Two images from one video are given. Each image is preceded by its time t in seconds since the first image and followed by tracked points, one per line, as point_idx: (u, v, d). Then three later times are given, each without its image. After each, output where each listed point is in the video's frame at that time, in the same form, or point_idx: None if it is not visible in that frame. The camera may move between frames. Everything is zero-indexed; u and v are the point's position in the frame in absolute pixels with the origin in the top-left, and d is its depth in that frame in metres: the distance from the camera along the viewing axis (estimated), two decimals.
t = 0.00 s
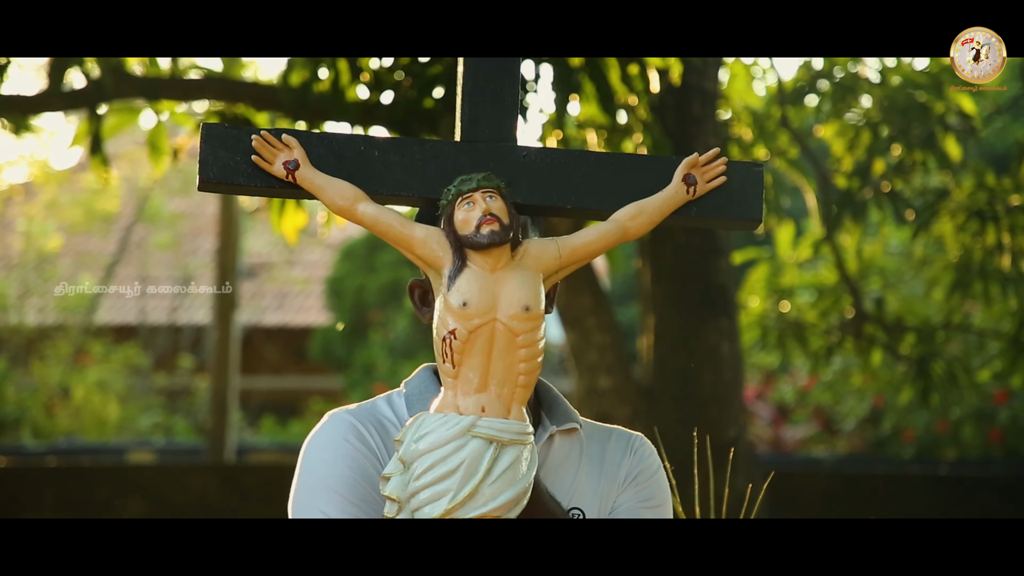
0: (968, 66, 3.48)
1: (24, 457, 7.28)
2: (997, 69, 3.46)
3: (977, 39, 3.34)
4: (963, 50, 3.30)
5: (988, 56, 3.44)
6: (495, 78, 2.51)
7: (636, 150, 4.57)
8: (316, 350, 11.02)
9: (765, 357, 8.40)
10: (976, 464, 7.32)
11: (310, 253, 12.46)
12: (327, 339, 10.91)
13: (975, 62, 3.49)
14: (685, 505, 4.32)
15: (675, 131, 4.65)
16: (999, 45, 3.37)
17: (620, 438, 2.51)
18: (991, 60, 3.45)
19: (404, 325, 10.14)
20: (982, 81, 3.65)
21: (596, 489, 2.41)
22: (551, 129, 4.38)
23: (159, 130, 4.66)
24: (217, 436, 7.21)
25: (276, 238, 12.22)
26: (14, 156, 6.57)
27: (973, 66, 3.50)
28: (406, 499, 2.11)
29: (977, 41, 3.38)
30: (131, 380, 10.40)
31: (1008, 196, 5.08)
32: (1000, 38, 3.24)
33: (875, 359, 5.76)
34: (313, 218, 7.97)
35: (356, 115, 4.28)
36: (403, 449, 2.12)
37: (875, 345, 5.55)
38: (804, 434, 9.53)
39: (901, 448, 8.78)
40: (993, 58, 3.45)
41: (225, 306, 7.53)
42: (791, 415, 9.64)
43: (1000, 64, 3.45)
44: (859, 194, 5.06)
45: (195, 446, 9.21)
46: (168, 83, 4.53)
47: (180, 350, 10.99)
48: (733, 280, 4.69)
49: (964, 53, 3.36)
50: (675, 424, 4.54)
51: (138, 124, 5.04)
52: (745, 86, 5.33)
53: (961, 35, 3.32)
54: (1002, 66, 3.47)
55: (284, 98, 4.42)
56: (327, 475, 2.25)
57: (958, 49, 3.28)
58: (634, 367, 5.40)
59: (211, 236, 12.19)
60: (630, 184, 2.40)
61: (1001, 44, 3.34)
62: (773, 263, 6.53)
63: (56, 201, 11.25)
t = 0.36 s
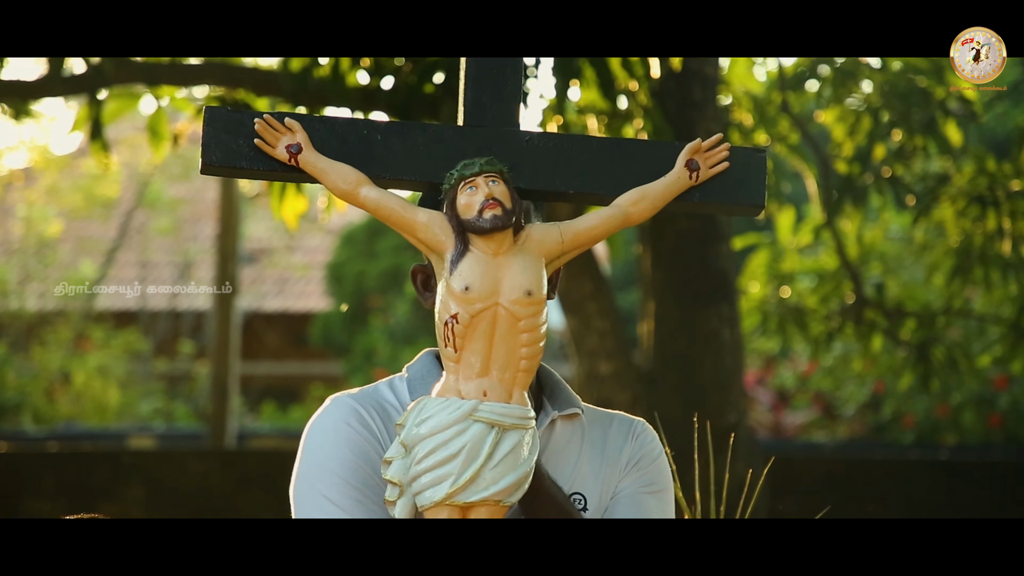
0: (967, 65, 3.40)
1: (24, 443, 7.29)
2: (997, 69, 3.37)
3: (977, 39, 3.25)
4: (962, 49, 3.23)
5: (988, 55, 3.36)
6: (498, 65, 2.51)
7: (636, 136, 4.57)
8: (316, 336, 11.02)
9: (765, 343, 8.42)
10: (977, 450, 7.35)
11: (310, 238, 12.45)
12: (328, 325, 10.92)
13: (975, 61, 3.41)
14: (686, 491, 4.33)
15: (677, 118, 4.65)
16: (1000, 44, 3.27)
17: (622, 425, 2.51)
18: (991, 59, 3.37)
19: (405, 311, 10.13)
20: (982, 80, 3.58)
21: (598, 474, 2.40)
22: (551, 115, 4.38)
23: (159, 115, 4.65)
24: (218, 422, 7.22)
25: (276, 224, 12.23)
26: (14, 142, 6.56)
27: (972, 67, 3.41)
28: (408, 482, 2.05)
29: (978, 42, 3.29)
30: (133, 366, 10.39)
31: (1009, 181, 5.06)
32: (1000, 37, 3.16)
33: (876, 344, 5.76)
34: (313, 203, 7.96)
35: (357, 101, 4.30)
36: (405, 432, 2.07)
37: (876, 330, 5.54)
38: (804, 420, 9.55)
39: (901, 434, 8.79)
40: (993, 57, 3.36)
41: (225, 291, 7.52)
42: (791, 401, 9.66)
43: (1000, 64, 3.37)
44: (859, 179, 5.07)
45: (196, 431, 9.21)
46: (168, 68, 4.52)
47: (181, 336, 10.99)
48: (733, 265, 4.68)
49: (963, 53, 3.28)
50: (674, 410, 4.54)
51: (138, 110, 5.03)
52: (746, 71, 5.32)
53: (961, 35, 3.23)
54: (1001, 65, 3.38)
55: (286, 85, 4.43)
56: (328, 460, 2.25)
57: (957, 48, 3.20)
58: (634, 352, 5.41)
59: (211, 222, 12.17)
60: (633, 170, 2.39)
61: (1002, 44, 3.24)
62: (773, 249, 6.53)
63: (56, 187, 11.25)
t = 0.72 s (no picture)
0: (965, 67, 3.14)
1: (25, 428, 7.30)
2: (998, 69, 3.12)
3: (977, 38, 3.01)
4: (961, 50, 2.99)
5: (986, 55, 3.10)
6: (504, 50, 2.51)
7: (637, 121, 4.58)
8: (317, 322, 11.02)
9: (766, 328, 8.44)
10: (977, 434, 7.36)
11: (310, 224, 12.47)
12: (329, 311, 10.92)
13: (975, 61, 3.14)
14: (688, 475, 4.33)
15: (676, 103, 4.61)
16: (1001, 43, 3.03)
17: (624, 410, 2.51)
18: (990, 59, 3.12)
19: (405, 296, 10.10)
20: (982, 81, 3.27)
21: (598, 459, 2.40)
22: (551, 99, 4.37)
23: (159, 100, 4.65)
24: (219, 406, 7.22)
25: (276, 210, 12.23)
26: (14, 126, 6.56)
27: (969, 66, 3.15)
28: (413, 466, 2.05)
29: (977, 41, 3.03)
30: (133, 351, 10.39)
31: (1009, 166, 5.06)
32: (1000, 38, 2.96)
33: (877, 329, 5.77)
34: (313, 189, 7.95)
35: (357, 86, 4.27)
36: (410, 416, 2.06)
37: (876, 315, 5.54)
38: (805, 404, 9.56)
39: (901, 419, 8.79)
40: (993, 57, 3.11)
41: (226, 276, 7.52)
42: (792, 386, 9.68)
43: (1000, 64, 3.12)
44: (860, 164, 5.03)
45: (197, 416, 9.21)
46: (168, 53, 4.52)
47: (182, 321, 10.99)
48: (733, 250, 4.66)
49: (961, 53, 3.04)
50: (675, 395, 4.55)
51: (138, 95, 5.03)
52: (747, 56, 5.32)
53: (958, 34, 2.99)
54: (1002, 65, 3.13)
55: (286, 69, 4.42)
56: (331, 444, 2.25)
57: (954, 50, 2.97)
58: (635, 336, 5.41)
59: (211, 207, 12.17)
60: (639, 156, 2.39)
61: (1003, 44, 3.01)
62: (774, 234, 6.54)
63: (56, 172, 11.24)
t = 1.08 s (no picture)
0: (965, 67, 3.00)
1: (26, 412, 7.29)
2: (998, 69, 2.98)
3: (977, 39, 2.89)
4: (962, 50, 2.86)
5: (987, 55, 2.95)
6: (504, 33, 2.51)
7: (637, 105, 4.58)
8: (317, 305, 11.01)
9: (766, 313, 8.44)
10: (978, 418, 7.37)
11: (311, 208, 12.46)
12: (330, 295, 10.93)
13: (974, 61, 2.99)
14: (688, 460, 4.33)
15: (678, 86, 4.60)
16: (1000, 44, 2.90)
17: (624, 394, 2.51)
18: (991, 59, 2.97)
19: (406, 280, 10.06)
20: (981, 81, 3.12)
21: (600, 443, 2.40)
22: (552, 83, 4.37)
23: (159, 84, 4.64)
24: (219, 390, 7.23)
25: (277, 194, 12.23)
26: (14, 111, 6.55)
27: (970, 66, 3.00)
28: (415, 450, 2.05)
29: (977, 41, 2.90)
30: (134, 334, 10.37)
31: (1010, 149, 5.05)
32: (997, 37, 2.84)
33: (877, 313, 5.77)
34: (313, 172, 7.94)
35: (358, 69, 4.26)
36: (412, 400, 2.06)
37: (877, 299, 5.54)
38: (805, 388, 9.58)
39: (902, 403, 8.77)
40: (994, 57, 2.96)
41: (226, 261, 7.51)
42: (792, 370, 9.68)
43: (1001, 63, 2.98)
44: (860, 148, 5.02)
45: (197, 400, 9.21)
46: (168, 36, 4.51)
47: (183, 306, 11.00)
48: (734, 233, 4.66)
49: (961, 53, 2.91)
50: (675, 378, 4.55)
51: (138, 79, 5.02)
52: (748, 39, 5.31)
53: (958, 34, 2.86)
54: (1002, 64, 2.99)
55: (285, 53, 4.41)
56: (333, 428, 2.25)
57: (953, 50, 2.83)
58: (636, 320, 5.41)
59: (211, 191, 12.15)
60: (640, 139, 2.40)
61: (1002, 44, 2.88)
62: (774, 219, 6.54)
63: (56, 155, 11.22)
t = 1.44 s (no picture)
0: (965, 68, 2.97)
1: (26, 396, 7.31)
2: (998, 70, 2.95)
3: (977, 38, 2.86)
4: (962, 50, 2.82)
5: (987, 55, 2.92)
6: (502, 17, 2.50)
7: (637, 89, 4.57)
8: (318, 289, 11.01)
9: (766, 296, 8.45)
10: (977, 401, 7.38)
11: (311, 192, 12.45)
12: (330, 279, 10.95)
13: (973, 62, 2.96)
14: (687, 442, 4.33)
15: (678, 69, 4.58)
16: (1000, 44, 2.88)
17: (625, 378, 2.50)
18: (990, 59, 2.94)
19: (407, 264, 10.05)
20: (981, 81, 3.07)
21: (601, 427, 2.40)
22: (552, 67, 4.36)
23: (159, 69, 4.64)
24: (219, 374, 7.23)
25: (277, 177, 12.22)
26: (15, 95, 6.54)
27: (969, 67, 2.97)
28: (414, 434, 2.05)
29: (977, 41, 2.87)
30: (135, 318, 10.36)
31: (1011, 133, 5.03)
32: (999, 37, 2.82)
33: (877, 296, 5.76)
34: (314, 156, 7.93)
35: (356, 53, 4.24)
36: (411, 385, 2.06)
37: (876, 284, 5.53)
38: (805, 372, 9.58)
39: (902, 387, 8.75)
40: (993, 57, 2.94)
41: (226, 245, 7.51)
42: (792, 354, 9.68)
43: (1001, 63, 2.95)
44: (860, 132, 5.00)
45: (198, 383, 9.23)
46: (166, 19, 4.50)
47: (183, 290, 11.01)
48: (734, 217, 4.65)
49: (961, 53, 2.88)
50: (676, 362, 4.55)
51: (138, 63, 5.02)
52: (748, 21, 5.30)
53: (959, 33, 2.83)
54: (1002, 64, 2.96)
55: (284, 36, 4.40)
56: (334, 412, 2.25)
57: (953, 50, 2.80)
58: (636, 304, 5.40)
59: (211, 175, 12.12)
60: (638, 123, 2.39)
61: (1002, 44, 2.86)
62: (775, 203, 6.53)
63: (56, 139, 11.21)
